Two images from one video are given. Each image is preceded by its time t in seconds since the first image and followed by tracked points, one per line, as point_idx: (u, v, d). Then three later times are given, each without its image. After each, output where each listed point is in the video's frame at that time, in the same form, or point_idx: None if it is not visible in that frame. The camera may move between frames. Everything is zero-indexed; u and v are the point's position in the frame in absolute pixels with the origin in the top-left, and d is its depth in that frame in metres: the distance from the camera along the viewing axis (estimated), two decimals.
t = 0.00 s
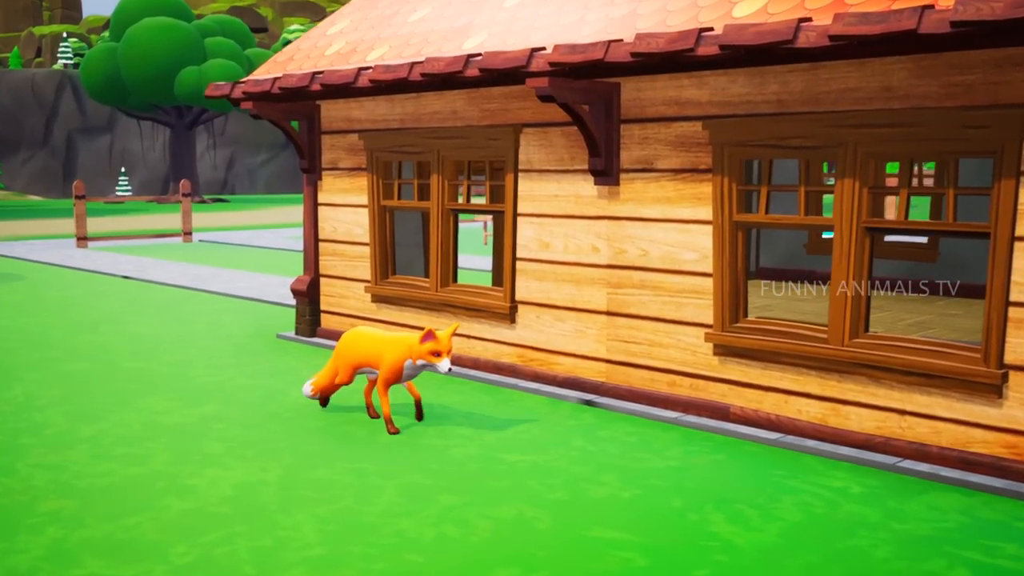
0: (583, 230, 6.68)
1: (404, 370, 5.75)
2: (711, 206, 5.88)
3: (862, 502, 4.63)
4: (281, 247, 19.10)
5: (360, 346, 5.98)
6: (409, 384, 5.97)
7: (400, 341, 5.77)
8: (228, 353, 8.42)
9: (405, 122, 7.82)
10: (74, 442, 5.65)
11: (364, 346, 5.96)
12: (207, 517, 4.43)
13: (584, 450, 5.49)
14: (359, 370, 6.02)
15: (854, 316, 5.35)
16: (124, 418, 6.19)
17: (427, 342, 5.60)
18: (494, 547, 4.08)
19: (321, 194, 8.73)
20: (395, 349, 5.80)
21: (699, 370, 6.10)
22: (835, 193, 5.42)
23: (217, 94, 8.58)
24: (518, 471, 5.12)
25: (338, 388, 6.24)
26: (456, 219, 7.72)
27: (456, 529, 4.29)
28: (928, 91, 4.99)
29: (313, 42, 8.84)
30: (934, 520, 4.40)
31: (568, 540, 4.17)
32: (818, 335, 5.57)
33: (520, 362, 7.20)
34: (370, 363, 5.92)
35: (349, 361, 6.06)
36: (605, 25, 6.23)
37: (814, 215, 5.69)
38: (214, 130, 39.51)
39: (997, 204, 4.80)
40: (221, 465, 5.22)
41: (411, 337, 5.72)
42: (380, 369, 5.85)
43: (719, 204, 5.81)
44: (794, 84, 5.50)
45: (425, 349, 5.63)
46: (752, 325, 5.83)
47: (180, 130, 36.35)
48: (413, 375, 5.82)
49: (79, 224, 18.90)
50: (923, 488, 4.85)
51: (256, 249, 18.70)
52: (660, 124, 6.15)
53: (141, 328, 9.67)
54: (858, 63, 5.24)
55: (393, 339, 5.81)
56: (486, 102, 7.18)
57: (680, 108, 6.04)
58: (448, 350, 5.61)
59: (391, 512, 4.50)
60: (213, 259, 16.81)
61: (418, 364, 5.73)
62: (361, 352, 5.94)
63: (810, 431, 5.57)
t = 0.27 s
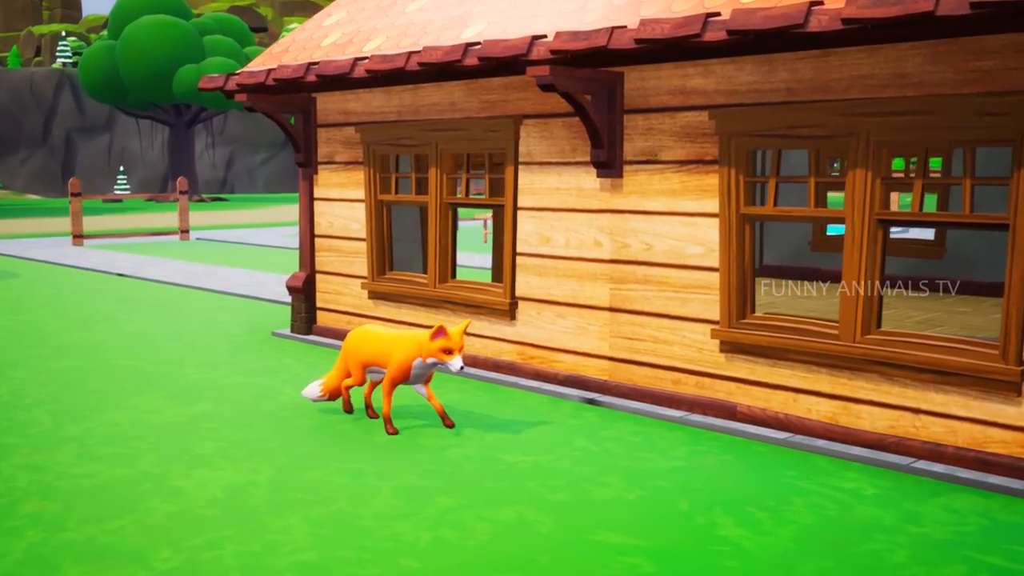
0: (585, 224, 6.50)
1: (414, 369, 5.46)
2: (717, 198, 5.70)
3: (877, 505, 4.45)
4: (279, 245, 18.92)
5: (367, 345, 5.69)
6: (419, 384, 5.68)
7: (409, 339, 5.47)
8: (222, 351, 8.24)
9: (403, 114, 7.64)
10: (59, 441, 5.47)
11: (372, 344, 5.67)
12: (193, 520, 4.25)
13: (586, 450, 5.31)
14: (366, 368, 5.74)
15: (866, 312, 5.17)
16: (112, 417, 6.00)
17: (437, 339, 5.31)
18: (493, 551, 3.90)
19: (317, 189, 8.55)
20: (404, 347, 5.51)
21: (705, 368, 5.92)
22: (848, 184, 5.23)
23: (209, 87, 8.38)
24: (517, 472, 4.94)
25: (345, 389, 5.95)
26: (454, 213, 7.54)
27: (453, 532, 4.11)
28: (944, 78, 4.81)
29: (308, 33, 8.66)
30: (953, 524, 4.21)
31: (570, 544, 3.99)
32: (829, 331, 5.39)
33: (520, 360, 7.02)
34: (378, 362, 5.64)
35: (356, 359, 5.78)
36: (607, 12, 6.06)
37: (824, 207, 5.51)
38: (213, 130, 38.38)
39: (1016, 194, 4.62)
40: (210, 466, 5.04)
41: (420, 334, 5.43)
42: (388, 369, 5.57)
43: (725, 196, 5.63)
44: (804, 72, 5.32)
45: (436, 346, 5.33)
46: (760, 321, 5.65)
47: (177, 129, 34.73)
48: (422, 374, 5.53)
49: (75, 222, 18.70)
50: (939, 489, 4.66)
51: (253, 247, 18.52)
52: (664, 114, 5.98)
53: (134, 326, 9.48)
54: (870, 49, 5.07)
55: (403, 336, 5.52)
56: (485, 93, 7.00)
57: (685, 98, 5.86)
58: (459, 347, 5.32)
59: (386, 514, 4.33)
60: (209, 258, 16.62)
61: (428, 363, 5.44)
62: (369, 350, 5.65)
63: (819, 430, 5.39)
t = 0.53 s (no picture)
0: (587, 216, 6.26)
1: (428, 367, 5.06)
2: (726, 187, 5.47)
3: (897, 508, 4.21)
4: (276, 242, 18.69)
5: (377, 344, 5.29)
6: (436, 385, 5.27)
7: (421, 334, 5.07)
8: (213, 348, 8.00)
9: (400, 104, 7.41)
10: (38, 441, 5.23)
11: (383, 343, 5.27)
12: (174, 525, 4.01)
13: (589, 450, 5.07)
14: (377, 369, 5.34)
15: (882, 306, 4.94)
16: (96, 416, 5.76)
17: (452, 332, 4.90)
18: (491, 558, 3.67)
19: (311, 181, 8.31)
20: (417, 343, 5.11)
21: (712, 364, 5.69)
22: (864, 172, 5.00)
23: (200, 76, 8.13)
24: (517, 473, 4.70)
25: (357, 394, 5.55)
26: (452, 206, 7.30)
27: (449, 537, 3.88)
28: (966, 59, 4.57)
29: (303, 22, 8.42)
30: (979, 529, 3.98)
31: (574, 550, 3.75)
32: (843, 326, 5.15)
33: (521, 357, 6.79)
34: (388, 363, 5.24)
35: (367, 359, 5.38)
36: None
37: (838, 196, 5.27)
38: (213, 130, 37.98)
39: None
40: (195, 467, 4.80)
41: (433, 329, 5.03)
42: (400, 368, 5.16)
43: (735, 185, 5.39)
44: (818, 55, 5.08)
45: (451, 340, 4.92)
46: (771, 316, 5.42)
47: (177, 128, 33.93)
48: (438, 372, 5.12)
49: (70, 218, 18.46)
50: (961, 492, 4.43)
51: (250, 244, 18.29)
52: (670, 100, 5.74)
53: (124, 323, 9.24)
54: (888, 29, 4.83)
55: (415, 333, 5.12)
56: (484, 80, 6.77)
57: (692, 83, 5.62)
58: (476, 341, 4.91)
59: (379, 518, 4.09)
60: (205, 254, 16.39)
61: (443, 359, 5.03)
62: (379, 348, 5.25)
63: (833, 429, 5.16)
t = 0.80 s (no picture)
0: (588, 213, 6.18)
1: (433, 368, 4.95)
2: (729, 184, 5.39)
3: (904, 510, 4.13)
4: (274, 241, 18.61)
5: (382, 343, 5.20)
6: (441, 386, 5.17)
7: (427, 334, 4.97)
8: (210, 347, 7.93)
9: (398, 100, 7.33)
10: (31, 441, 5.15)
11: (389, 342, 5.17)
12: (167, 526, 3.93)
13: (590, 450, 5.00)
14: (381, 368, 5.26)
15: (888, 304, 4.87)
16: (91, 416, 5.69)
17: (458, 332, 4.80)
18: (491, 560, 3.59)
19: (309, 179, 8.24)
20: (422, 343, 5.00)
21: (715, 364, 5.61)
22: (870, 168, 4.92)
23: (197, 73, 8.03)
24: (517, 473, 4.63)
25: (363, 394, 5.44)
26: (451, 203, 7.22)
27: (448, 539, 3.80)
28: (974, 52, 4.49)
29: (301, 18, 8.34)
30: (988, 531, 3.90)
31: (575, 553, 3.67)
32: (849, 324, 5.07)
33: (521, 356, 6.71)
34: (393, 362, 5.15)
35: (373, 360, 5.27)
36: None
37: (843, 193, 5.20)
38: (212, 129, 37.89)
39: None
40: (190, 467, 4.73)
41: (439, 329, 4.93)
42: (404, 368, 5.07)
43: (738, 181, 5.32)
44: (823, 49, 5.00)
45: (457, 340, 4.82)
46: (774, 314, 5.34)
47: (176, 127, 33.78)
48: (444, 372, 5.01)
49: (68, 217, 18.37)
50: (969, 492, 4.36)
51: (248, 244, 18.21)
52: (672, 96, 5.67)
53: (121, 322, 9.16)
54: (895, 23, 4.75)
55: (420, 332, 5.01)
56: (484, 76, 6.69)
57: (695, 78, 5.55)
58: (482, 341, 4.80)
59: (376, 520, 4.02)
60: (204, 253, 16.31)
61: (449, 360, 4.92)
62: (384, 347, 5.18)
63: (838, 429, 5.08)
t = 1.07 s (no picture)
0: (588, 213, 6.18)
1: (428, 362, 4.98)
2: (729, 184, 5.39)
3: (904, 510, 4.13)
4: (274, 241, 18.61)
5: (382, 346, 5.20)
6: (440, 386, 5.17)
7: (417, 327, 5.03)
8: (210, 347, 7.93)
9: (399, 100, 7.33)
10: (31, 441, 5.15)
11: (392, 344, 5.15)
12: (167, 526, 3.93)
13: (590, 450, 5.00)
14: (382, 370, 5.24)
15: (888, 304, 4.87)
16: (91, 416, 5.69)
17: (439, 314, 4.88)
18: (491, 560, 3.59)
19: (309, 179, 8.24)
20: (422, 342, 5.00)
21: (715, 364, 5.61)
22: (870, 169, 4.92)
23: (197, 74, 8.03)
24: (518, 473, 4.64)
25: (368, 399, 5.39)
26: (451, 203, 7.22)
27: (448, 539, 3.80)
28: (974, 52, 4.49)
29: (301, 18, 8.35)
30: (987, 531, 3.90)
31: (574, 553, 3.67)
32: (849, 324, 5.07)
33: (521, 356, 6.71)
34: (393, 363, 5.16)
35: (374, 363, 5.26)
36: None
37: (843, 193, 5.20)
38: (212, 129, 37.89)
39: None
40: (190, 467, 4.73)
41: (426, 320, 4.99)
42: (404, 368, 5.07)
43: (738, 181, 5.32)
44: (823, 49, 5.00)
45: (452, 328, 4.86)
46: (774, 314, 5.34)
47: (176, 127, 33.76)
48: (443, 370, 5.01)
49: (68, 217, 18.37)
50: (969, 493, 4.35)
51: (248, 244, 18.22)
52: (672, 96, 5.67)
53: (121, 322, 9.16)
54: (895, 23, 4.75)
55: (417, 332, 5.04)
56: (484, 76, 6.69)
57: (695, 78, 5.55)
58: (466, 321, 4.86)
59: (376, 520, 4.02)
60: (204, 253, 16.31)
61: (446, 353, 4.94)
62: (385, 349, 5.18)
63: (838, 429, 5.08)
